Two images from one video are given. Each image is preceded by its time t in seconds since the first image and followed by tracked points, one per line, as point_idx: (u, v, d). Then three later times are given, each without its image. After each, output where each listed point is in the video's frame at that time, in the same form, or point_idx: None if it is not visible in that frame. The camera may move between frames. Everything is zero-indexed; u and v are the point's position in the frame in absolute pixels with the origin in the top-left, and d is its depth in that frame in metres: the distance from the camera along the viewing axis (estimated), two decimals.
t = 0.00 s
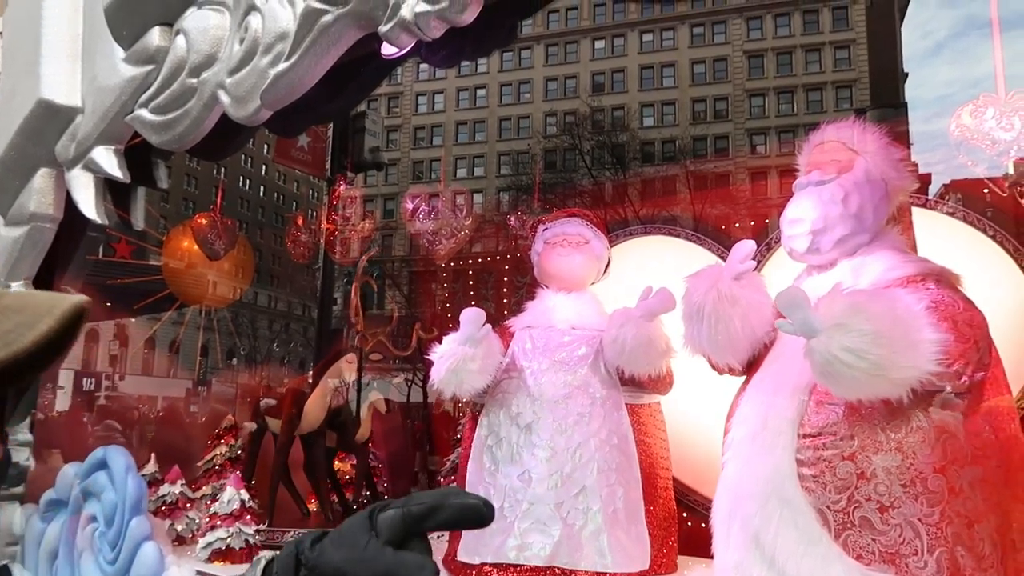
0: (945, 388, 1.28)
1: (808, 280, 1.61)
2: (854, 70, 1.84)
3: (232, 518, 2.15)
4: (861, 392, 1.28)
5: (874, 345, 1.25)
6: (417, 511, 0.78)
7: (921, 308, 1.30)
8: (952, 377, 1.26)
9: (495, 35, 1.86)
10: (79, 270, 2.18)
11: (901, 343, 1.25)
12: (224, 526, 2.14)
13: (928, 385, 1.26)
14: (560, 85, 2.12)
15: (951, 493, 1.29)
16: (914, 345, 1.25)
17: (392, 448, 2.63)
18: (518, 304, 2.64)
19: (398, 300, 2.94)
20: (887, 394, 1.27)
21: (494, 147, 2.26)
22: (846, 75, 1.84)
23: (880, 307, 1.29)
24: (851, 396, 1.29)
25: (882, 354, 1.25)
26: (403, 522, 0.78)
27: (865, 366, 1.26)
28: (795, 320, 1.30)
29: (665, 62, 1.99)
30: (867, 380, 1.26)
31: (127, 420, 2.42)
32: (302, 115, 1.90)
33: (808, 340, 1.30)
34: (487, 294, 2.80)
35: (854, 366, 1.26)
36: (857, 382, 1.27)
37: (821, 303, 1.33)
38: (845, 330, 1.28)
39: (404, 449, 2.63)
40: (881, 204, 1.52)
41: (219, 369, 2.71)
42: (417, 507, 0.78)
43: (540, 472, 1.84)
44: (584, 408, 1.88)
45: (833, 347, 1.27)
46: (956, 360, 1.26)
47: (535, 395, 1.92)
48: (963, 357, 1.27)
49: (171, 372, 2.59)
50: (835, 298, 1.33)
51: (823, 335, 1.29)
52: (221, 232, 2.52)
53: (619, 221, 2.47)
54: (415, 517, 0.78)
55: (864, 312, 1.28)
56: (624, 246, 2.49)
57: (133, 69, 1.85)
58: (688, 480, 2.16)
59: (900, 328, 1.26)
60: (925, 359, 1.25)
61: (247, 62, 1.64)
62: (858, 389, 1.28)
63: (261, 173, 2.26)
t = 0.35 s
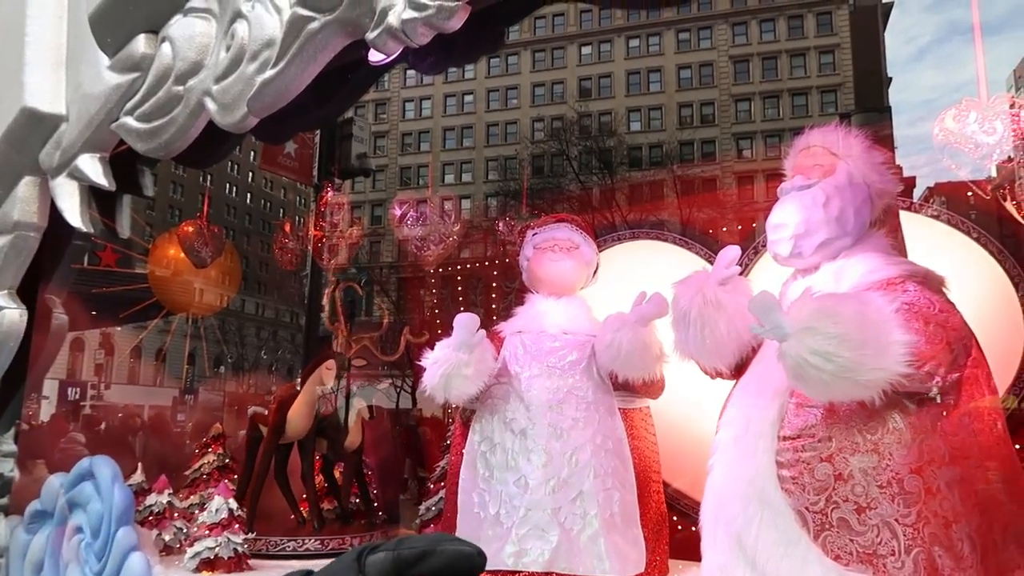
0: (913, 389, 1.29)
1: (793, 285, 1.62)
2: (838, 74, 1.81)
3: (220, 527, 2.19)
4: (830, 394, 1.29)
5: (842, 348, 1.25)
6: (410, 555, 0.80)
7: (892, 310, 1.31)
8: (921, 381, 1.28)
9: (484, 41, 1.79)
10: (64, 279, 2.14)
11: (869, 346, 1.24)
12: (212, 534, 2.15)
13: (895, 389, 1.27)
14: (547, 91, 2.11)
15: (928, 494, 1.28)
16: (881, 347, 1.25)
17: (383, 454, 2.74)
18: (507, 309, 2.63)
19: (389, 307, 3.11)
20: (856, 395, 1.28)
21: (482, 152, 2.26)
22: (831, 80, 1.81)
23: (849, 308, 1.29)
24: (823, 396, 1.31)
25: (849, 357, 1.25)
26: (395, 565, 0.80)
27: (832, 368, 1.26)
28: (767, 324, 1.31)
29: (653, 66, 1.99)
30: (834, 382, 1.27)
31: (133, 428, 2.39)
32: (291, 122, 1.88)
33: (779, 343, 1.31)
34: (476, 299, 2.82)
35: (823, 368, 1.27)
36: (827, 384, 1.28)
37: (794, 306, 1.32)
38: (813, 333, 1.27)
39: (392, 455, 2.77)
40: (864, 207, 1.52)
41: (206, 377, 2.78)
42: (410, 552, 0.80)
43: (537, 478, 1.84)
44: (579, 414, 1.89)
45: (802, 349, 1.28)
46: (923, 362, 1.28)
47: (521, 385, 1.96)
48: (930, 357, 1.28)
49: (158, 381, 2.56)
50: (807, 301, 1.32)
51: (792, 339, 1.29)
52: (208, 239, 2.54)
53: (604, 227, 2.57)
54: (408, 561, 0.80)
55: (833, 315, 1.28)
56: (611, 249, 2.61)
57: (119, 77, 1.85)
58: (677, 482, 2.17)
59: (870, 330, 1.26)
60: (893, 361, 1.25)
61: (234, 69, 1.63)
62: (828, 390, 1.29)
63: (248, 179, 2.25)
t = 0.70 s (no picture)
0: (875, 390, 1.26)
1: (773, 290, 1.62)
2: (819, 79, 1.84)
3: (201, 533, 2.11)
4: (789, 396, 1.25)
5: (801, 351, 1.22)
6: None
7: (853, 312, 1.26)
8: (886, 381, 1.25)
9: (467, 46, 1.99)
10: (42, 282, 2.13)
11: (828, 348, 1.21)
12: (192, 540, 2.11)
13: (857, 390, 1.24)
14: (531, 94, 2.16)
15: (894, 494, 1.26)
16: (841, 349, 1.21)
17: (365, 457, 2.69)
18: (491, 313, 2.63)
19: (369, 310, 2.84)
20: (817, 397, 1.24)
21: (466, 155, 2.28)
22: (812, 85, 1.84)
23: (811, 309, 1.25)
24: (787, 400, 1.27)
25: (808, 360, 1.21)
26: None
27: (792, 371, 1.22)
28: (732, 329, 1.26)
29: (636, 71, 2.03)
30: (797, 385, 1.23)
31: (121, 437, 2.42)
32: (272, 125, 1.99)
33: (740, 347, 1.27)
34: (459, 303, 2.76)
35: (783, 372, 1.23)
36: (790, 388, 1.24)
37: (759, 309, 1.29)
38: (775, 336, 1.23)
39: (376, 459, 2.72)
40: (839, 209, 1.51)
41: (187, 381, 2.73)
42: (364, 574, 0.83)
43: (527, 482, 1.82)
44: (568, 417, 1.88)
45: (763, 353, 1.23)
46: (887, 363, 1.24)
47: (506, 390, 1.94)
48: (892, 358, 1.25)
49: (139, 385, 2.54)
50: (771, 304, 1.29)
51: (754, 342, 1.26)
52: (189, 242, 2.54)
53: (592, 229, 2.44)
54: None
55: (795, 318, 1.24)
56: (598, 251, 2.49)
57: (98, 79, 1.83)
58: (660, 486, 2.16)
59: (833, 332, 1.22)
60: (852, 363, 1.22)
61: (215, 71, 1.62)
62: (787, 393, 1.25)
63: (231, 183, 2.38)
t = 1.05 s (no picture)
0: (837, 391, 1.25)
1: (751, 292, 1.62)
2: (800, 84, 1.87)
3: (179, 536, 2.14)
4: (750, 398, 1.24)
5: (760, 353, 1.21)
6: None
7: (815, 315, 1.25)
8: (845, 382, 1.23)
9: (445, 47, 2.06)
10: (18, 283, 2.19)
11: (788, 349, 1.20)
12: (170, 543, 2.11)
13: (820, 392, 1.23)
14: (515, 96, 2.17)
15: (859, 495, 1.25)
16: (801, 351, 1.20)
17: (346, 462, 2.77)
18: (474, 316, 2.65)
19: (352, 311, 2.76)
20: (778, 400, 1.23)
21: (449, 157, 2.25)
22: (793, 89, 1.87)
23: (773, 311, 1.24)
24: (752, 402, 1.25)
25: (768, 362, 1.20)
26: None
27: (753, 373, 1.21)
28: (697, 331, 1.27)
29: (619, 74, 2.02)
30: (758, 387, 1.22)
31: (99, 433, 2.41)
32: (256, 124, 2.12)
33: (705, 350, 1.27)
34: (442, 305, 2.80)
35: (744, 374, 1.22)
36: (753, 391, 1.23)
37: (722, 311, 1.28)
38: (736, 338, 1.23)
39: (358, 462, 2.79)
40: (817, 212, 1.49)
41: (167, 384, 2.58)
42: None
43: (514, 484, 1.79)
44: (554, 418, 1.87)
45: (724, 356, 1.23)
46: (846, 364, 1.23)
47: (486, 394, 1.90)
48: (853, 360, 1.23)
49: (116, 388, 2.49)
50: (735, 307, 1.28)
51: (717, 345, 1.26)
52: (169, 243, 2.51)
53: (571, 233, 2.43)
54: None
55: (756, 320, 1.23)
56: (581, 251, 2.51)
57: (77, 78, 1.82)
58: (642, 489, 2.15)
59: (794, 334, 1.21)
60: (813, 364, 1.20)
61: (195, 71, 1.61)
62: (749, 395, 1.24)
63: (213, 183, 2.40)
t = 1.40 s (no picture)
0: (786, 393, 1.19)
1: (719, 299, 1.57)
2: (773, 88, 1.88)
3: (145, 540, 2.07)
4: (705, 399, 1.20)
5: (710, 355, 1.17)
6: None
7: (765, 316, 1.21)
8: (790, 383, 1.18)
9: (417, 46, 2.09)
10: None
11: (736, 351, 1.16)
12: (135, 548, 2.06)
13: (770, 394, 1.18)
14: (491, 98, 2.17)
15: (812, 494, 1.21)
16: (749, 352, 1.16)
17: (317, 464, 2.68)
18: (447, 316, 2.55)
19: (325, 313, 2.72)
20: (727, 403, 1.19)
21: (425, 158, 2.25)
22: (767, 94, 1.88)
23: (724, 313, 1.20)
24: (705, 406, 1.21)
25: (716, 364, 1.16)
26: None
27: (703, 375, 1.17)
28: (652, 335, 1.24)
29: (595, 76, 2.02)
30: (708, 389, 1.18)
31: (73, 443, 2.46)
32: (228, 124, 2.20)
33: (659, 353, 1.24)
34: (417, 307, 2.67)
35: (694, 376, 1.18)
36: (704, 393, 1.19)
37: (674, 313, 1.24)
38: (685, 341, 1.20)
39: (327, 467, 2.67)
40: (785, 213, 1.43)
41: (136, 385, 2.61)
42: None
43: (495, 484, 1.72)
44: (532, 419, 1.81)
45: (674, 358, 1.20)
46: (795, 366, 1.17)
47: (456, 390, 1.83)
48: (803, 361, 1.17)
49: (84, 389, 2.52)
50: (689, 310, 1.25)
51: (671, 348, 1.22)
52: (137, 243, 2.49)
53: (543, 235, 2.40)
54: None
55: (706, 323, 1.20)
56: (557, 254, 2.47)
57: (42, 74, 1.84)
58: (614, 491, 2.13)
59: (743, 336, 1.17)
60: (762, 365, 1.16)
61: (164, 68, 1.66)
62: (699, 397, 1.20)
63: (181, 181, 2.42)
